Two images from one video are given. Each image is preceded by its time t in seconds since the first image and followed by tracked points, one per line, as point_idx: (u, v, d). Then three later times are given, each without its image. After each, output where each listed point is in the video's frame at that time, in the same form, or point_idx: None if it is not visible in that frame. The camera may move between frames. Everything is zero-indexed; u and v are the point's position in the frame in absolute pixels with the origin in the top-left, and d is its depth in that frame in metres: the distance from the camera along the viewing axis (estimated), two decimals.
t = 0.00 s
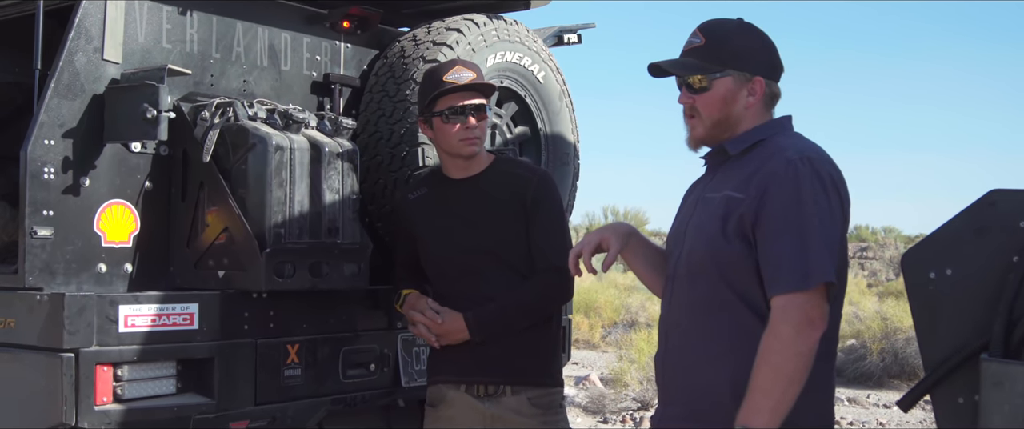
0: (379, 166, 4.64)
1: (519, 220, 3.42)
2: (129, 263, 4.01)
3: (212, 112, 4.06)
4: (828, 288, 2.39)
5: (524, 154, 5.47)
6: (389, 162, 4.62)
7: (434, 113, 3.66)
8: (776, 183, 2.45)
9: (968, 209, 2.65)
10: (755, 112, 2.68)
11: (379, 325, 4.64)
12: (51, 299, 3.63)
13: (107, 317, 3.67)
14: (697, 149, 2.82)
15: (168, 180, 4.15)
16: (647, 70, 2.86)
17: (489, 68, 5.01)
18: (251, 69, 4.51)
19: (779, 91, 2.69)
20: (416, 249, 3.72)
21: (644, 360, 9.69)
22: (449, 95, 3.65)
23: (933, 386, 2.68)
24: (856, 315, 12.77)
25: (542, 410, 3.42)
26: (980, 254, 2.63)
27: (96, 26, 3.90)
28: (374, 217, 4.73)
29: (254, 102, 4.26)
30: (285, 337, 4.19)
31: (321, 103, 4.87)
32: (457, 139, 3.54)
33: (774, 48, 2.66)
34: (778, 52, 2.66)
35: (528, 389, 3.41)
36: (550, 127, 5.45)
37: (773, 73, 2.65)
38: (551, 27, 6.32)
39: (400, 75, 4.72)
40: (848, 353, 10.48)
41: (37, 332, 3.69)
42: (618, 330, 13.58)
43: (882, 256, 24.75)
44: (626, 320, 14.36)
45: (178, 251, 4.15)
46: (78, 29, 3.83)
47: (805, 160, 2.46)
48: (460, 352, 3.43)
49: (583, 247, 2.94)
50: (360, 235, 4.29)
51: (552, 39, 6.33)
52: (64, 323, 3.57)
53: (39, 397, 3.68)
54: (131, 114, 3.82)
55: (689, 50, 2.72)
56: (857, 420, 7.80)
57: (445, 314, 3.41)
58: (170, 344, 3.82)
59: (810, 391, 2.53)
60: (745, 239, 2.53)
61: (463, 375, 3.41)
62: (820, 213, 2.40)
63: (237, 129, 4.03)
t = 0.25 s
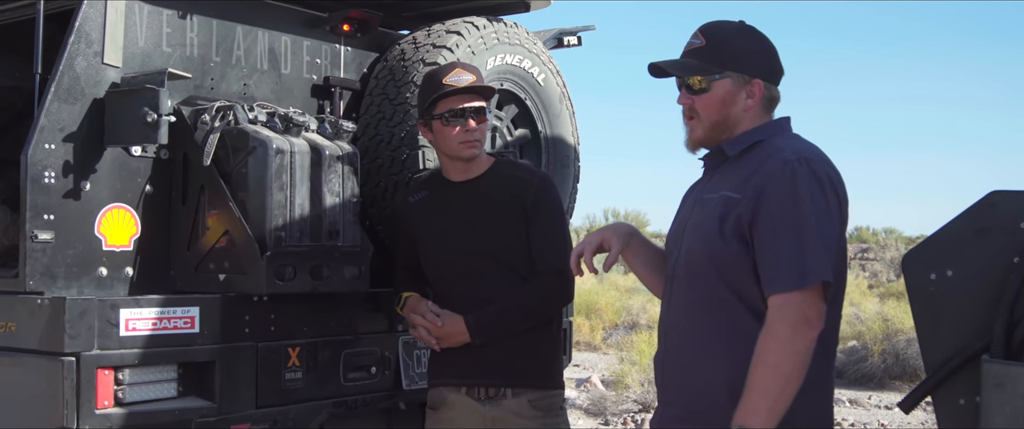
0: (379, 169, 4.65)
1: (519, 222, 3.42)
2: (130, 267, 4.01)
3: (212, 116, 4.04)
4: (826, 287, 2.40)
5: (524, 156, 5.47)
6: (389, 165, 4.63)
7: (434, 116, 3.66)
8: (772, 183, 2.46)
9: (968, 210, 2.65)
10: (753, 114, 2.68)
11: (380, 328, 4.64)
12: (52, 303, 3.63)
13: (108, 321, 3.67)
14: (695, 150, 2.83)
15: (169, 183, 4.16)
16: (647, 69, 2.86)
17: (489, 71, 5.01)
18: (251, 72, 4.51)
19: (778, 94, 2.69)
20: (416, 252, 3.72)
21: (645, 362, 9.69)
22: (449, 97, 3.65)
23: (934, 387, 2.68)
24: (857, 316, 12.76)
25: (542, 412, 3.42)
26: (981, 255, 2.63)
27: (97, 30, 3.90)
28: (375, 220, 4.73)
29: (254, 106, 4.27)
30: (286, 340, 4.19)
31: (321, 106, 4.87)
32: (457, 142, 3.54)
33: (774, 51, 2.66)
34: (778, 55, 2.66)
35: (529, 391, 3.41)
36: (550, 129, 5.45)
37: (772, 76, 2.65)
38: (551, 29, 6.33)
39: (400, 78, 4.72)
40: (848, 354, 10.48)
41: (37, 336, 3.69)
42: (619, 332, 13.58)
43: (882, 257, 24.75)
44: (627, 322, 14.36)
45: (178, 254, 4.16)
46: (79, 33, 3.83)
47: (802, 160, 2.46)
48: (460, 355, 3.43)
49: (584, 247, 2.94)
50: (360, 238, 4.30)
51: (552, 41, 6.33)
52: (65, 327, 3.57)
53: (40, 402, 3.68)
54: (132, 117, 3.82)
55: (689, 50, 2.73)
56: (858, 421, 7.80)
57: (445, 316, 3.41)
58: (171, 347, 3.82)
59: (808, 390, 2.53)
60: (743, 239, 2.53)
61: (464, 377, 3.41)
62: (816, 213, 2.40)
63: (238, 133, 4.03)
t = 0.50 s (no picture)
0: (380, 170, 4.65)
1: (520, 223, 3.42)
2: (131, 268, 4.01)
3: (213, 117, 4.05)
4: (824, 284, 2.40)
5: (525, 157, 5.47)
6: (390, 166, 4.63)
7: (434, 116, 3.67)
8: (771, 181, 2.46)
9: (969, 211, 2.65)
10: (752, 114, 2.68)
11: (381, 329, 4.64)
12: (53, 305, 3.63)
13: (108, 322, 3.68)
14: (694, 150, 2.83)
15: (170, 185, 4.16)
16: (648, 68, 2.87)
17: (490, 72, 5.01)
18: (252, 73, 4.52)
19: (778, 95, 2.69)
20: (417, 253, 3.72)
21: (646, 363, 9.69)
22: (450, 98, 3.66)
23: (935, 389, 2.68)
24: (858, 317, 12.76)
25: (542, 413, 3.43)
26: (982, 256, 2.63)
27: (97, 31, 3.91)
28: (376, 221, 4.74)
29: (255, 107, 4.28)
30: (287, 342, 4.19)
31: (322, 108, 4.87)
32: (457, 143, 3.54)
33: (775, 52, 2.66)
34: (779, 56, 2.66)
35: (529, 392, 3.42)
36: (551, 130, 5.45)
37: (772, 78, 2.65)
38: (552, 31, 6.33)
39: (401, 79, 4.73)
40: (850, 355, 10.47)
41: (38, 337, 3.70)
42: (620, 333, 13.58)
43: (883, 258, 24.75)
44: (628, 323, 14.36)
45: (179, 256, 4.16)
46: (80, 34, 3.84)
47: (800, 158, 2.47)
48: (461, 356, 3.43)
49: (585, 247, 2.98)
50: (361, 239, 4.30)
51: (553, 42, 6.34)
52: (66, 328, 3.58)
53: (41, 403, 3.68)
54: (133, 119, 3.82)
55: (689, 50, 2.73)
56: (859, 422, 7.80)
57: (446, 317, 3.41)
58: (172, 348, 3.83)
59: (807, 388, 2.52)
60: (742, 238, 2.54)
61: (464, 378, 3.41)
62: (815, 210, 2.40)
63: (239, 134, 4.03)
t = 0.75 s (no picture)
0: (380, 168, 4.65)
1: (519, 221, 3.42)
2: (130, 266, 4.01)
3: (213, 114, 4.06)
4: (822, 278, 2.39)
5: (524, 155, 5.47)
6: (389, 164, 4.63)
7: (434, 115, 3.67)
8: (768, 176, 2.46)
9: (968, 209, 2.65)
10: (745, 113, 2.68)
11: (380, 326, 4.65)
12: (52, 302, 3.63)
13: (108, 319, 3.68)
14: (693, 148, 2.83)
15: (169, 182, 4.16)
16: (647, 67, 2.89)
17: (490, 70, 5.01)
18: (251, 71, 4.51)
19: (772, 94, 2.68)
20: (416, 251, 3.73)
21: (645, 361, 9.70)
22: (450, 96, 3.66)
23: (934, 387, 2.68)
24: (857, 316, 12.77)
25: (542, 411, 3.43)
26: (981, 255, 2.63)
27: (97, 29, 3.91)
28: (375, 219, 4.74)
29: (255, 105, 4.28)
30: (286, 339, 4.20)
31: (321, 105, 4.87)
32: (456, 141, 3.54)
33: (770, 50, 2.65)
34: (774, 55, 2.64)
35: (529, 390, 3.42)
36: (551, 128, 5.45)
37: (765, 76, 2.65)
38: (552, 29, 6.33)
39: (401, 77, 4.73)
40: (849, 354, 10.48)
41: (38, 334, 3.70)
42: (619, 331, 13.59)
43: (883, 257, 24.76)
44: (627, 322, 14.36)
45: (179, 253, 4.16)
46: (79, 32, 3.83)
47: (798, 153, 2.46)
48: (460, 354, 3.44)
49: (585, 244, 3.01)
50: (361, 237, 4.30)
51: (553, 40, 6.33)
52: (66, 326, 3.58)
53: (41, 400, 3.69)
54: (133, 116, 3.82)
55: (685, 49, 2.75)
56: (858, 421, 7.81)
57: (445, 315, 3.41)
58: (171, 346, 3.83)
59: (804, 383, 2.53)
60: (740, 234, 2.54)
61: (464, 376, 3.41)
62: (812, 205, 2.40)
63: (238, 132, 4.03)
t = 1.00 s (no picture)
0: (379, 167, 4.65)
1: (518, 219, 3.42)
2: (129, 264, 4.01)
3: (212, 113, 4.06)
4: (818, 277, 2.39)
5: (524, 154, 5.47)
6: (389, 163, 4.63)
7: (433, 114, 3.66)
8: (764, 176, 2.46)
9: (968, 209, 2.65)
10: (734, 111, 2.67)
11: (379, 325, 4.64)
12: (51, 300, 3.63)
13: (107, 317, 3.68)
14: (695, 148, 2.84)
15: (169, 180, 4.16)
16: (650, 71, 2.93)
17: (489, 69, 5.01)
18: (251, 69, 4.51)
19: (761, 92, 2.65)
20: (416, 250, 3.72)
21: (645, 360, 9.69)
22: (449, 94, 3.65)
23: (933, 387, 2.68)
24: (856, 316, 12.77)
25: (541, 410, 3.43)
26: (980, 255, 2.63)
27: (97, 27, 3.91)
28: (375, 218, 4.74)
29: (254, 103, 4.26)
30: (285, 337, 4.19)
31: (321, 104, 4.87)
32: (456, 140, 3.54)
33: (757, 47, 2.62)
34: (763, 53, 2.61)
35: (528, 389, 3.42)
36: (551, 127, 5.45)
37: (750, 74, 2.63)
38: (552, 28, 6.33)
39: (401, 76, 4.73)
40: (848, 354, 10.47)
41: (37, 332, 3.70)
42: (618, 331, 13.59)
43: (882, 257, 24.77)
44: (626, 321, 14.36)
45: (178, 251, 4.16)
46: (79, 30, 3.83)
47: (794, 152, 2.46)
48: (459, 353, 3.43)
49: (585, 242, 3.01)
50: (360, 235, 4.30)
51: (552, 39, 6.33)
52: (65, 324, 3.58)
53: (40, 398, 3.68)
54: (132, 114, 3.82)
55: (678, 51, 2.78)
56: (857, 420, 7.81)
57: (445, 314, 3.41)
58: (170, 344, 3.83)
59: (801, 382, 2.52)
60: (736, 233, 2.54)
61: (463, 375, 3.41)
62: (808, 204, 2.40)
63: (238, 130, 4.03)
